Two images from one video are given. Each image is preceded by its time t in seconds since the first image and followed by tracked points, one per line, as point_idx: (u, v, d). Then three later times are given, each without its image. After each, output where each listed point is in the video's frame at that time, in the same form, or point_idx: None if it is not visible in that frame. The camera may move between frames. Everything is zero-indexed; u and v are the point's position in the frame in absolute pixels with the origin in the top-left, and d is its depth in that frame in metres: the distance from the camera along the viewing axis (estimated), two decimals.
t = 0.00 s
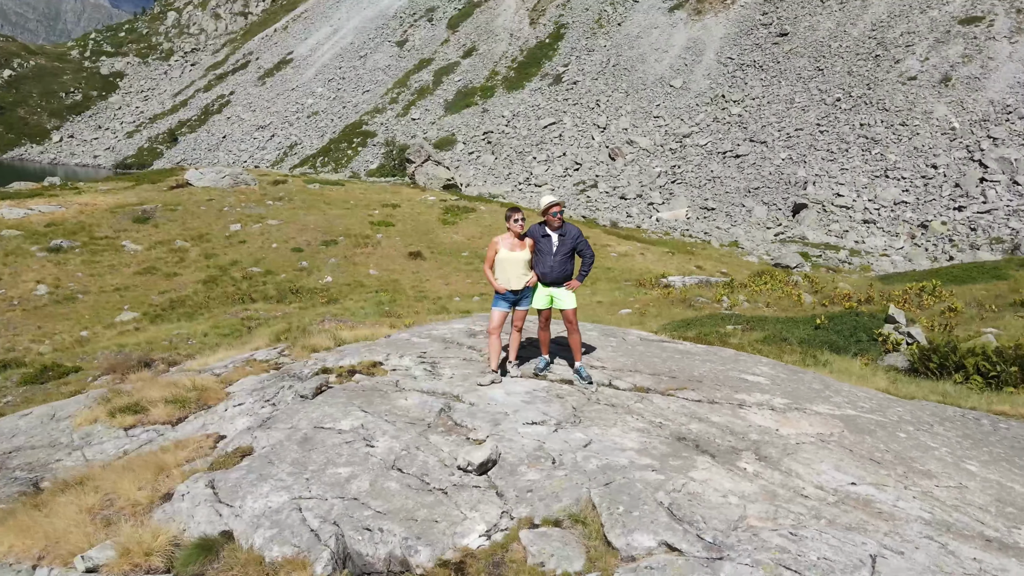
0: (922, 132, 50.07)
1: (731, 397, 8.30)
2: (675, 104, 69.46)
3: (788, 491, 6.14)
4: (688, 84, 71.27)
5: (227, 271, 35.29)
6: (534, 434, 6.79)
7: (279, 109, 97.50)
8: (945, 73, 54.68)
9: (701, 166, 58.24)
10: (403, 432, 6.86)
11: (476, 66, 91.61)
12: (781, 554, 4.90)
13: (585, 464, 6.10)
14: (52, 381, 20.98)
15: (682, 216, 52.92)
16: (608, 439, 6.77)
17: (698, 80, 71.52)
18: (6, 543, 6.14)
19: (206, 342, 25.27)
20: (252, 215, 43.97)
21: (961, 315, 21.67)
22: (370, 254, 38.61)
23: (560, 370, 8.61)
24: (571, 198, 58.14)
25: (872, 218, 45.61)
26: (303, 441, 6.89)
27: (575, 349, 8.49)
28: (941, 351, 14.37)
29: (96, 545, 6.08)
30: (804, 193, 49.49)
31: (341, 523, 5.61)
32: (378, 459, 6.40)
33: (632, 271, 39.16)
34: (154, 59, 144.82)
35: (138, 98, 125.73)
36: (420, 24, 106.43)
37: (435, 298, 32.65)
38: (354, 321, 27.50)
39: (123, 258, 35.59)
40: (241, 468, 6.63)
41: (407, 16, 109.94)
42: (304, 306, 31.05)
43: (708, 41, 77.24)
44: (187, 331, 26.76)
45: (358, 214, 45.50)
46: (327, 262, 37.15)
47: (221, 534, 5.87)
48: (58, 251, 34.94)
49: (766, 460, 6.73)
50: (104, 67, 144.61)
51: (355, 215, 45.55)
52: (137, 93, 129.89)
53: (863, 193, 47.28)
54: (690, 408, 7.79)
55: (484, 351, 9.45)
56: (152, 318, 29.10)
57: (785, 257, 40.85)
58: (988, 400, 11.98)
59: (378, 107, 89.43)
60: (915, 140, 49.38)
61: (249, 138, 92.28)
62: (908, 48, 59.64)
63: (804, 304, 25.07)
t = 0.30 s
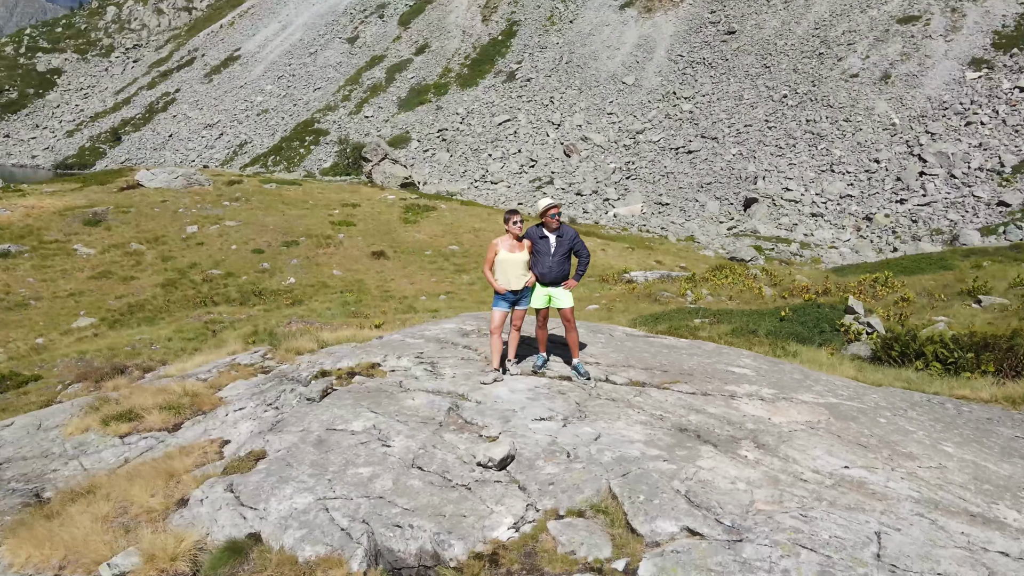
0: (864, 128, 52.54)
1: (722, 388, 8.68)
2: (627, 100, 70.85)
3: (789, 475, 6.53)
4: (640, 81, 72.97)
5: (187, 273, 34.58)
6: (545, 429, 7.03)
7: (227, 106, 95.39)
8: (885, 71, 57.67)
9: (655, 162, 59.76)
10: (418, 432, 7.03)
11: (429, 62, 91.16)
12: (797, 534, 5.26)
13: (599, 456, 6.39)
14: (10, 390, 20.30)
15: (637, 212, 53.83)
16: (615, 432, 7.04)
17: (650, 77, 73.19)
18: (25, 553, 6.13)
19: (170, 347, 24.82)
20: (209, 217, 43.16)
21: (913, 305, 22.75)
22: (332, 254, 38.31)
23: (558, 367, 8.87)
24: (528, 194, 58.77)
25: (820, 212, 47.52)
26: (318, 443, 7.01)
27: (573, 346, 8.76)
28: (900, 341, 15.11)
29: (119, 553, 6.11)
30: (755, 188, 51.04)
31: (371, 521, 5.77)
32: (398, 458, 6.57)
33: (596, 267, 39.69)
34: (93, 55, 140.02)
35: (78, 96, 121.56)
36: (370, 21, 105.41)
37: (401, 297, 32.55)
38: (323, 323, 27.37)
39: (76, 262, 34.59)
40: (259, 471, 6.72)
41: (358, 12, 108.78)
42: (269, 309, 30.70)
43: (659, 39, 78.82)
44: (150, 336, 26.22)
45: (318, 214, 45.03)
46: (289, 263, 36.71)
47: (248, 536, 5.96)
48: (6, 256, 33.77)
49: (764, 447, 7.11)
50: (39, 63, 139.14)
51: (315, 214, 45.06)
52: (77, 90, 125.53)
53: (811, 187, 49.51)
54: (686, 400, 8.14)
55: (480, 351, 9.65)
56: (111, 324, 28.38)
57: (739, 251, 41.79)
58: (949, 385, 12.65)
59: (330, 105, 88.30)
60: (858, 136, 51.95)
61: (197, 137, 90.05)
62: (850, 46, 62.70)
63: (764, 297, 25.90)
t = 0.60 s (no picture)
0: (808, 125, 55.71)
1: (712, 380, 9.10)
2: (580, 98, 72.03)
3: (787, 460, 6.96)
4: (591, 78, 73.99)
5: (143, 278, 33.75)
6: (555, 424, 7.30)
7: (171, 105, 92.80)
8: (826, 69, 60.45)
9: (608, 159, 61.63)
10: (431, 430, 7.22)
11: (379, 60, 90.28)
12: (805, 514, 5.66)
13: (613, 447, 6.70)
14: None
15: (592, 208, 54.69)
16: (622, 425, 7.35)
17: (601, 75, 74.35)
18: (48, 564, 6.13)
19: (133, 354, 24.34)
20: (163, 219, 42.17)
21: (868, 295, 23.69)
22: (293, 256, 37.90)
23: (556, 364, 9.15)
24: (483, 192, 58.96)
25: (768, 207, 49.98)
26: (334, 444, 7.14)
27: (569, 343, 9.06)
28: (864, 332, 15.78)
29: (144, 558, 6.16)
30: (706, 184, 53.33)
31: (399, 517, 5.96)
32: (417, 456, 6.77)
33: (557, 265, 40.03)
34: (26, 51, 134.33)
35: (10, 94, 116.52)
36: (319, 17, 103.71)
37: (365, 298, 32.27)
38: (289, 327, 27.11)
39: (25, 268, 33.47)
40: (278, 473, 6.85)
41: (305, 8, 106.98)
42: (231, 312, 30.23)
43: (609, 36, 79.91)
44: (110, 343, 25.58)
45: (276, 215, 44.41)
46: (249, 266, 36.12)
47: (276, 537, 6.10)
48: None
49: (760, 435, 7.49)
50: None
51: (272, 216, 44.40)
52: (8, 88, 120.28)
53: (759, 182, 51.86)
54: (681, 393, 8.51)
55: (476, 350, 9.85)
56: (67, 331, 27.57)
57: (695, 246, 43.00)
58: (909, 372, 13.35)
59: (279, 103, 86.76)
60: (803, 132, 54.90)
61: (140, 137, 87.39)
62: (793, 45, 64.85)
63: (727, 291, 26.66)
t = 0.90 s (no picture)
0: (756, 121, 58.47)
1: (703, 373, 9.55)
2: (532, 95, 72.73)
3: (785, 447, 7.37)
4: (543, 77, 74.81)
5: (98, 283, 32.80)
6: (565, 419, 7.60)
7: (111, 104, 89.88)
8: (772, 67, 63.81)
9: (562, 156, 62.50)
10: (445, 429, 7.43)
11: (329, 58, 89.13)
12: (811, 494, 6.07)
13: (625, 440, 7.03)
14: None
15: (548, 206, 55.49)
16: (628, 418, 7.68)
17: (553, 73, 75.20)
18: (75, 572, 6.17)
19: (95, 362, 23.74)
20: (115, 223, 41.01)
21: (825, 288, 24.64)
22: (254, 259, 37.38)
23: (554, 361, 9.44)
24: (438, 191, 58.90)
25: (720, 202, 52.01)
26: (351, 445, 7.30)
27: (567, 341, 9.35)
28: (832, 322, 16.46)
29: (173, 563, 6.25)
30: (659, 180, 55.18)
31: (429, 513, 6.18)
32: (436, 454, 6.98)
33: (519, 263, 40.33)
34: None
35: None
36: (265, 14, 101.76)
37: (331, 300, 32.05)
38: (256, 331, 26.81)
39: None
40: (299, 475, 6.99)
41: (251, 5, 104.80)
42: (194, 317, 29.67)
43: (560, 35, 80.81)
44: (69, 352, 24.85)
45: (233, 217, 43.69)
46: (209, 269, 35.45)
47: (306, 537, 6.25)
48: None
49: (757, 425, 7.89)
50: None
51: (229, 218, 43.64)
52: None
53: (710, 178, 54.02)
54: (676, 386, 8.91)
55: (473, 349, 10.09)
56: (22, 340, 26.65)
57: (653, 243, 44.18)
58: (875, 360, 14.06)
59: (226, 103, 84.93)
60: (751, 129, 57.51)
61: (79, 137, 84.41)
62: (739, 44, 68.20)
63: (690, 286, 27.40)
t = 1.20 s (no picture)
0: (704, 120, 60.43)
1: (693, 367, 9.99)
2: (484, 95, 73.00)
3: (781, 434, 7.82)
4: (495, 76, 75.32)
5: (50, 290, 31.71)
6: (573, 415, 7.91)
7: (47, 104, 86.76)
8: (718, 68, 66.03)
9: (515, 155, 62.91)
10: (460, 428, 7.68)
11: (276, 57, 87.69)
12: (815, 478, 6.52)
13: (635, 432, 7.38)
14: None
15: (503, 205, 55.73)
16: (633, 412, 8.03)
17: (505, 73, 75.60)
18: None
19: (55, 372, 23.06)
20: (63, 228, 39.71)
21: (783, 282, 25.52)
22: (213, 263, 36.74)
23: (552, 359, 9.76)
24: (392, 192, 58.87)
25: (672, 200, 53.04)
26: (369, 446, 7.49)
27: (564, 340, 9.67)
28: (797, 317, 17.22)
29: (204, 568, 6.36)
30: (612, 178, 56.36)
31: (457, 509, 6.42)
32: (455, 452, 7.23)
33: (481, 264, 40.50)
34: None
35: None
36: (208, 13, 99.46)
37: (295, 304, 31.74)
38: (222, 338, 26.46)
39: None
40: (320, 478, 7.16)
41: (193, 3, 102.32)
42: (155, 324, 29.04)
43: (510, 35, 81.38)
44: (27, 362, 24.07)
45: (188, 221, 42.82)
46: (166, 275, 34.67)
47: (337, 537, 6.43)
48: None
49: (752, 415, 8.34)
50: None
51: (184, 222, 42.75)
52: None
53: (662, 176, 55.50)
54: (671, 380, 9.32)
55: (471, 349, 10.36)
56: None
57: (610, 240, 45.10)
58: (842, 351, 14.75)
59: (170, 103, 82.89)
60: (700, 128, 59.44)
61: (13, 139, 81.28)
62: (686, 44, 70.27)
63: (654, 283, 28.07)
